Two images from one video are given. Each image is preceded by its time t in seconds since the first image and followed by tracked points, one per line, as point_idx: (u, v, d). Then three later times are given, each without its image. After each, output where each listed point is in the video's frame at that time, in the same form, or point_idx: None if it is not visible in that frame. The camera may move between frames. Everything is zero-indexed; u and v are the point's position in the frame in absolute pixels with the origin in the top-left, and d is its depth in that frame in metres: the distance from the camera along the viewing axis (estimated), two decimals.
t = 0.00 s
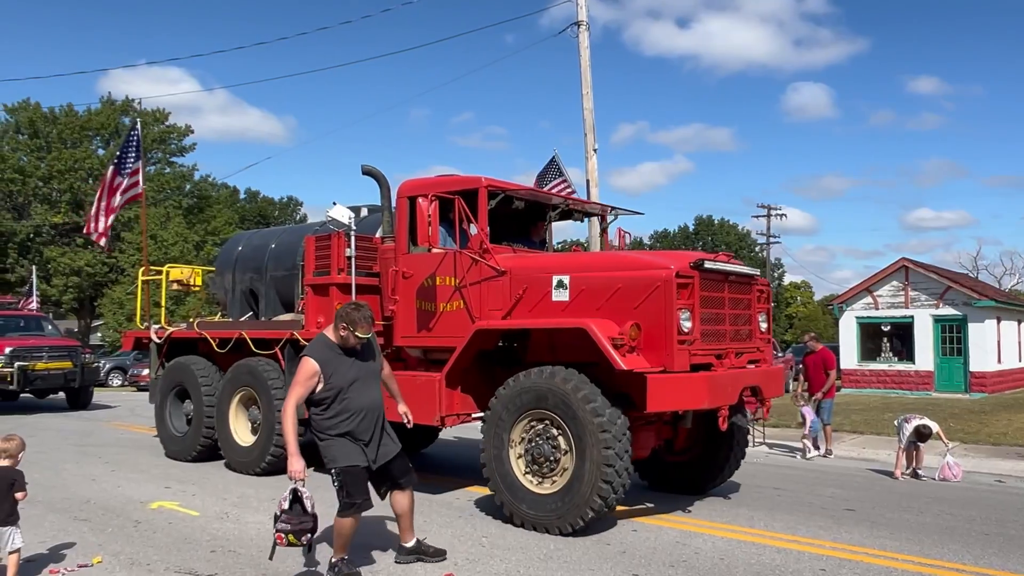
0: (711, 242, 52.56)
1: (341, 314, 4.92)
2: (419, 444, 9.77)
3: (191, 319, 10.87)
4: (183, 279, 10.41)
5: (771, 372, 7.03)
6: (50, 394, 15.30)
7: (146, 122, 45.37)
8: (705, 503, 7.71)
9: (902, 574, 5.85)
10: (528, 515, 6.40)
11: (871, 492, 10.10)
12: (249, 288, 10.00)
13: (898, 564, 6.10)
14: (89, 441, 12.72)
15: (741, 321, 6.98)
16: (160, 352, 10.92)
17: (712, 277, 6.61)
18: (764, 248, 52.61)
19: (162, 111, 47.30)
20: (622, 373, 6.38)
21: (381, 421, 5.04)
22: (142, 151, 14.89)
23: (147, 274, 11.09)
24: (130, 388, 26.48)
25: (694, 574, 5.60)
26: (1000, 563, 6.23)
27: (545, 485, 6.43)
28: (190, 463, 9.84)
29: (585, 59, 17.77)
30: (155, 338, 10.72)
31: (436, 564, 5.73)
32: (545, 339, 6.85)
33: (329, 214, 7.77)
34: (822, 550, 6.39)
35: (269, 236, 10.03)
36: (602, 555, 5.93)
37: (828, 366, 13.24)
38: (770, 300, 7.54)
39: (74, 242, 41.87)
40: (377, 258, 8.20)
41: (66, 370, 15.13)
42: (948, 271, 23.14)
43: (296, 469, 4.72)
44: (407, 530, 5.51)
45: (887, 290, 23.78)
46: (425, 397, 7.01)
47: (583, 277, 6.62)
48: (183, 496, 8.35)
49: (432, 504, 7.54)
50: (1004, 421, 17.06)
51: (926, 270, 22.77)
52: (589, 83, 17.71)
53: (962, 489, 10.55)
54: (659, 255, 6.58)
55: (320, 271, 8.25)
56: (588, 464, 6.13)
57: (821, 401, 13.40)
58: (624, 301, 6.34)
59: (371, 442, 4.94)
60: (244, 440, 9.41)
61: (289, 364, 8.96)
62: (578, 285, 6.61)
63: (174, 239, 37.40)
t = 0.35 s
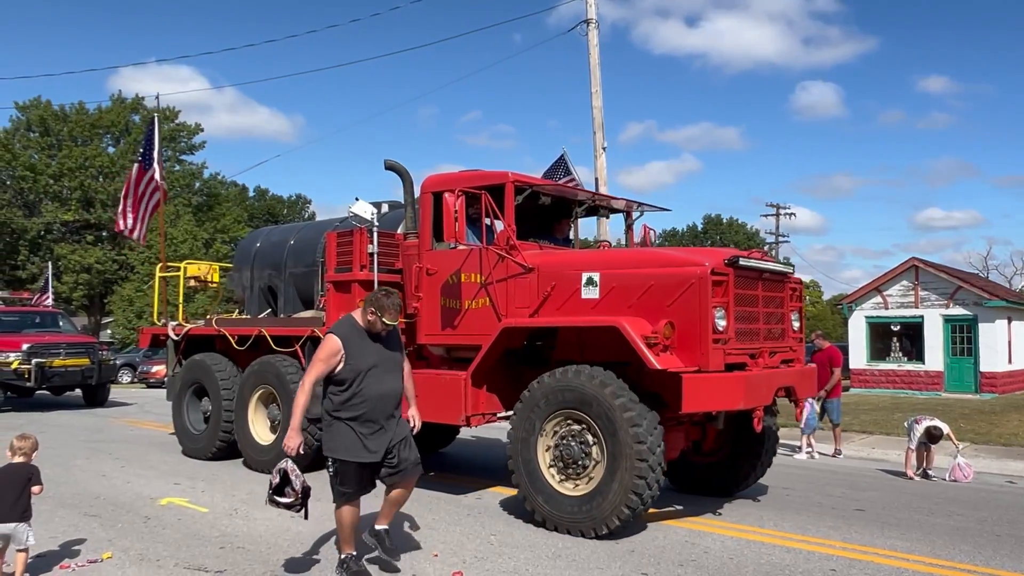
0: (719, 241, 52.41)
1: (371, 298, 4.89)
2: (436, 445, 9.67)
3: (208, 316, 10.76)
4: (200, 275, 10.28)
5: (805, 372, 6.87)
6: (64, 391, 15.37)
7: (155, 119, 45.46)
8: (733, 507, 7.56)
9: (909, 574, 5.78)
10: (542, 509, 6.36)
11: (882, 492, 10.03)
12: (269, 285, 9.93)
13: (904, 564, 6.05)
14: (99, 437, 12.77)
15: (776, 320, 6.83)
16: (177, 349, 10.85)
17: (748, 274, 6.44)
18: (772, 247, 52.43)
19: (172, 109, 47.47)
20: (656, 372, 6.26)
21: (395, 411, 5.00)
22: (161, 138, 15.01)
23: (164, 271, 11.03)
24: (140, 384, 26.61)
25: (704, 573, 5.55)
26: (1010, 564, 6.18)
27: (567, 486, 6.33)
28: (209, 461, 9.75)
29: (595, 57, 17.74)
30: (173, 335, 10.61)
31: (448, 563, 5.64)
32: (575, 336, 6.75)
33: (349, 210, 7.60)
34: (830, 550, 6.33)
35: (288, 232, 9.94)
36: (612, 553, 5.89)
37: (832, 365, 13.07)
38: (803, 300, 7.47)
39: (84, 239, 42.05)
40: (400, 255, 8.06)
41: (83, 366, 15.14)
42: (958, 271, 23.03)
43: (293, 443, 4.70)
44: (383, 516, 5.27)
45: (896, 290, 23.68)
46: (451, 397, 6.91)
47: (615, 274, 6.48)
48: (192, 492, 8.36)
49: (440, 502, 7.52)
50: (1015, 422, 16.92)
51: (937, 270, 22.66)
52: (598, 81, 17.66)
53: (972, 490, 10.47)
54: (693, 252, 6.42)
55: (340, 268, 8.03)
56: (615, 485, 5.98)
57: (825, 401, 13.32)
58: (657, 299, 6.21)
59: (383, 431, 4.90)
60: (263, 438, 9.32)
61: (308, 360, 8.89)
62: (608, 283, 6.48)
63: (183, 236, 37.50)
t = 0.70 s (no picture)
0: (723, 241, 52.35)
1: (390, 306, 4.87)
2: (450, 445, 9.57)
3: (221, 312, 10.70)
4: (213, 271, 10.21)
5: (835, 373, 6.69)
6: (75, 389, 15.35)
7: (161, 116, 45.49)
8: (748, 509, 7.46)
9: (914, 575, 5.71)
10: (550, 498, 6.30)
11: (886, 493, 9.97)
12: (283, 281, 9.85)
13: (907, 564, 5.99)
14: (103, 433, 12.78)
15: (804, 321, 6.68)
16: (191, 346, 10.78)
17: (778, 273, 6.30)
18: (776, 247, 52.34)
19: (177, 106, 47.55)
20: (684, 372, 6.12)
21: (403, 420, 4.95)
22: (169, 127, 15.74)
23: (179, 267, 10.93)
24: (144, 381, 26.69)
25: (707, 573, 5.50)
26: (1016, 566, 6.11)
27: (583, 484, 6.22)
28: (224, 459, 9.64)
29: (600, 55, 17.71)
30: (185, 332, 10.55)
31: (450, 561, 5.61)
32: (599, 335, 6.60)
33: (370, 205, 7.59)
34: (833, 551, 6.27)
35: (303, 228, 9.84)
36: (614, 552, 5.84)
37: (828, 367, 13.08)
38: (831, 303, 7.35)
39: (89, 235, 42.16)
40: (417, 251, 8.00)
41: (95, 363, 15.17)
42: (964, 271, 22.95)
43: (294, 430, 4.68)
44: (393, 524, 5.56)
45: (901, 290, 23.62)
46: (472, 395, 6.79)
47: (642, 272, 6.35)
48: (195, 489, 8.35)
49: (444, 500, 7.49)
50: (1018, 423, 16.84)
51: (942, 270, 22.59)
52: (604, 80, 17.62)
53: (976, 491, 10.41)
54: (722, 250, 6.28)
55: (357, 265, 7.96)
56: (633, 504, 5.83)
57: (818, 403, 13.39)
58: (686, 298, 6.07)
59: (386, 438, 4.87)
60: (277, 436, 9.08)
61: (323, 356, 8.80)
62: (636, 282, 6.36)
63: (188, 233, 37.55)
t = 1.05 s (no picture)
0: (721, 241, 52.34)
1: (377, 309, 4.81)
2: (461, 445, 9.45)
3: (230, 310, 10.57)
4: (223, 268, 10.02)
5: (861, 376, 6.48)
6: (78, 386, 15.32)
7: (161, 114, 45.42)
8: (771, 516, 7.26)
9: None
10: (561, 480, 6.25)
11: (885, 494, 9.94)
12: (292, 279, 9.76)
13: (903, 564, 5.95)
14: (103, 430, 12.76)
15: (830, 322, 6.54)
16: (198, 344, 10.65)
17: (805, 272, 6.16)
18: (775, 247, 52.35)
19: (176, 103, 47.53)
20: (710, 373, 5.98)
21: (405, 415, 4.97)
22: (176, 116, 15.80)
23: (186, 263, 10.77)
24: (142, 379, 26.69)
25: (706, 572, 5.43)
26: (1014, 567, 6.06)
27: (597, 479, 6.11)
28: (235, 459, 9.53)
29: (601, 54, 17.68)
30: (193, 330, 10.44)
31: (449, 560, 5.58)
32: (622, 335, 6.49)
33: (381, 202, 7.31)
34: (832, 551, 6.23)
35: (313, 225, 9.76)
36: (613, 551, 5.79)
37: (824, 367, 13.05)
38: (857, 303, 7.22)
39: (88, 232, 42.13)
40: (433, 249, 7.79)
41: (101, 361, 14.97)
42: (962, 273, 22.95)
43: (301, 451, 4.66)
44: (411, 512, 5.65)
45: (901, 290, 23.60)
46: (490, 396, 6.72)
47: (666, 271, 6.26)
48: (194, 486, 8.32)
49: (443, 499, 7.46)
50: (1016, 424, 16.82)
51: (941, 271, 22.58)
52: (604, 79, 17.60)
53: (973, 491, 10.36)
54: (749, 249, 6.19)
55: (371, 263, 7.73)
56: (642, 519, 5.73)
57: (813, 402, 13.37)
58: (713, 297, 5.97)
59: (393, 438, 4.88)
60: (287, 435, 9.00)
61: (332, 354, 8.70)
62: (660, 280, 6.27)
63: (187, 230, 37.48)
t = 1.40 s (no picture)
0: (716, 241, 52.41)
1: (380, 308, 4.77)
2: (470, 447, 9.32)
3: (235, 309, 10.42)
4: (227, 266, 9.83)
5: (883, 377, 6.42)
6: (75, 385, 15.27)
7: (156, 112, 45.29)
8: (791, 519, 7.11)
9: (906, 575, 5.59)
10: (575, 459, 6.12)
11: (879, 494, 9.92)
12: (299, 277, 9.62)
13: (897, 564, 5.89)
14: (98, 428, 12.69)
15: (854, 322, 6.42)
16: (201, 343, 10.50)
17: (830, 272, 6.05)
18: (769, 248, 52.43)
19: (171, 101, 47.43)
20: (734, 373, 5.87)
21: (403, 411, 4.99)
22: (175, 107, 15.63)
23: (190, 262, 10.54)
24: (137, 377, 26.62)
25: (700, 571, 5.35)
26: (1006, 566, 5.99)
27: (612, 472, 5.96)
28: (239, 460, 9.39)
29: (597, 53, 17.69)
30: (197, 329, 10.31)
31: (443, 559, 5.54)
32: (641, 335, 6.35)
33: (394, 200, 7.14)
34: (826, 551, 6.18)
35: (319, 222, 9.64)
36: (608, 551, 5.74)
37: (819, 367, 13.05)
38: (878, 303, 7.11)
39: (83, 230, 42.01)
40: (445, 247, 7.69)
41: (100, 360, 14.91)
42: (956, 274, 23.01)
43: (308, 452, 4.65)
44: (391, 509, 5.07)
45: (895, 291, 23.65)
46: (506, 398, 6.56)
47: (689, 270, 6.11)
48: (188, 485, 8.28)
49: (439, 498, 7.43)
50: (1009, 425, 16.85)
51: (935, 272, 22.62)
52: (600, 78, 17.61)
53: (964, 491, 10.32)
54: (774, 247, 6.06)
55: (383, 261, 7.59)
56: (646, 529, 5.63)
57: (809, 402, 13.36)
58: (738, 297, 5.84)
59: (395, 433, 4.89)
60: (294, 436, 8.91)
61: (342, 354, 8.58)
62: (682, 280, 6.12)
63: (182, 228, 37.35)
